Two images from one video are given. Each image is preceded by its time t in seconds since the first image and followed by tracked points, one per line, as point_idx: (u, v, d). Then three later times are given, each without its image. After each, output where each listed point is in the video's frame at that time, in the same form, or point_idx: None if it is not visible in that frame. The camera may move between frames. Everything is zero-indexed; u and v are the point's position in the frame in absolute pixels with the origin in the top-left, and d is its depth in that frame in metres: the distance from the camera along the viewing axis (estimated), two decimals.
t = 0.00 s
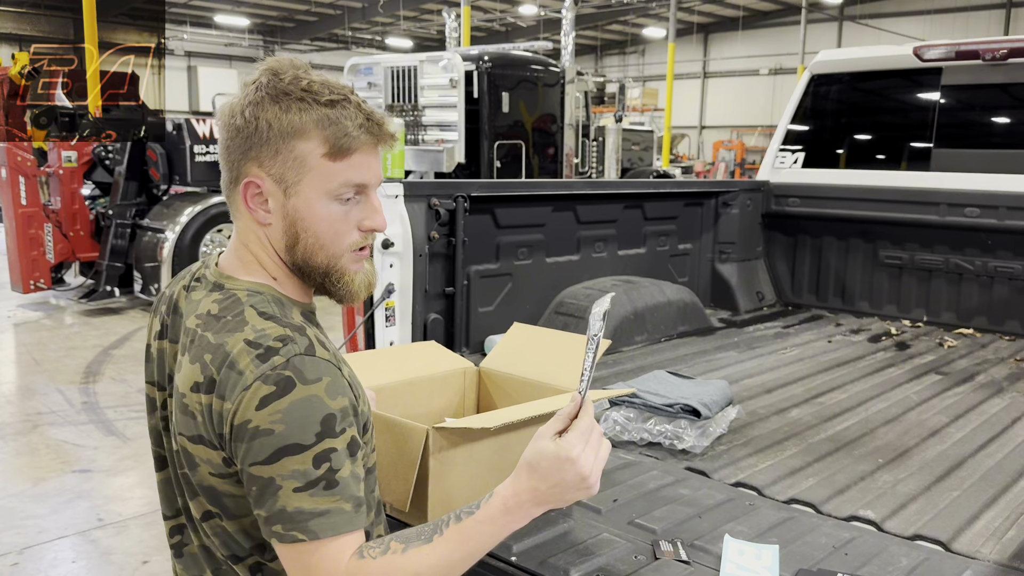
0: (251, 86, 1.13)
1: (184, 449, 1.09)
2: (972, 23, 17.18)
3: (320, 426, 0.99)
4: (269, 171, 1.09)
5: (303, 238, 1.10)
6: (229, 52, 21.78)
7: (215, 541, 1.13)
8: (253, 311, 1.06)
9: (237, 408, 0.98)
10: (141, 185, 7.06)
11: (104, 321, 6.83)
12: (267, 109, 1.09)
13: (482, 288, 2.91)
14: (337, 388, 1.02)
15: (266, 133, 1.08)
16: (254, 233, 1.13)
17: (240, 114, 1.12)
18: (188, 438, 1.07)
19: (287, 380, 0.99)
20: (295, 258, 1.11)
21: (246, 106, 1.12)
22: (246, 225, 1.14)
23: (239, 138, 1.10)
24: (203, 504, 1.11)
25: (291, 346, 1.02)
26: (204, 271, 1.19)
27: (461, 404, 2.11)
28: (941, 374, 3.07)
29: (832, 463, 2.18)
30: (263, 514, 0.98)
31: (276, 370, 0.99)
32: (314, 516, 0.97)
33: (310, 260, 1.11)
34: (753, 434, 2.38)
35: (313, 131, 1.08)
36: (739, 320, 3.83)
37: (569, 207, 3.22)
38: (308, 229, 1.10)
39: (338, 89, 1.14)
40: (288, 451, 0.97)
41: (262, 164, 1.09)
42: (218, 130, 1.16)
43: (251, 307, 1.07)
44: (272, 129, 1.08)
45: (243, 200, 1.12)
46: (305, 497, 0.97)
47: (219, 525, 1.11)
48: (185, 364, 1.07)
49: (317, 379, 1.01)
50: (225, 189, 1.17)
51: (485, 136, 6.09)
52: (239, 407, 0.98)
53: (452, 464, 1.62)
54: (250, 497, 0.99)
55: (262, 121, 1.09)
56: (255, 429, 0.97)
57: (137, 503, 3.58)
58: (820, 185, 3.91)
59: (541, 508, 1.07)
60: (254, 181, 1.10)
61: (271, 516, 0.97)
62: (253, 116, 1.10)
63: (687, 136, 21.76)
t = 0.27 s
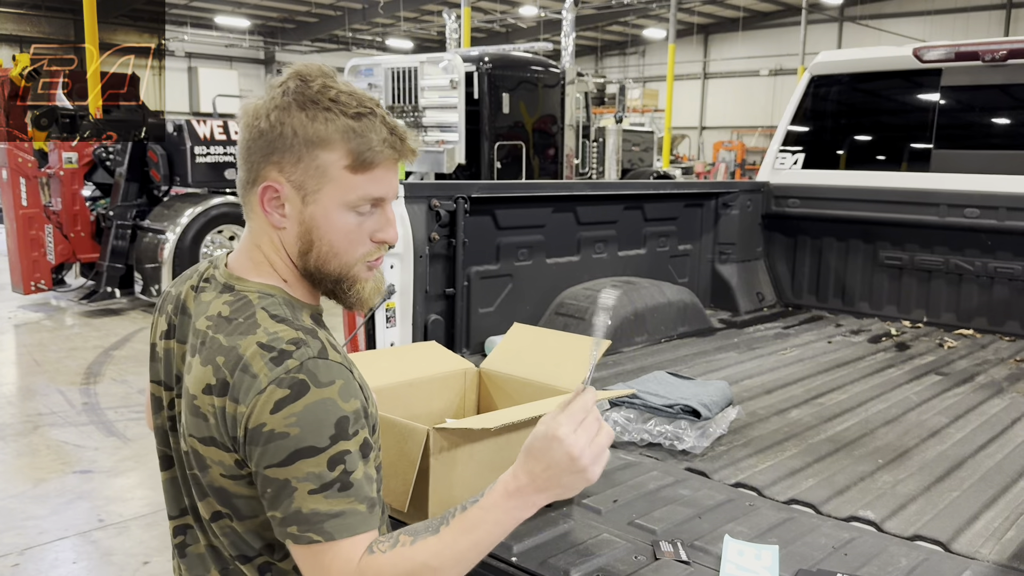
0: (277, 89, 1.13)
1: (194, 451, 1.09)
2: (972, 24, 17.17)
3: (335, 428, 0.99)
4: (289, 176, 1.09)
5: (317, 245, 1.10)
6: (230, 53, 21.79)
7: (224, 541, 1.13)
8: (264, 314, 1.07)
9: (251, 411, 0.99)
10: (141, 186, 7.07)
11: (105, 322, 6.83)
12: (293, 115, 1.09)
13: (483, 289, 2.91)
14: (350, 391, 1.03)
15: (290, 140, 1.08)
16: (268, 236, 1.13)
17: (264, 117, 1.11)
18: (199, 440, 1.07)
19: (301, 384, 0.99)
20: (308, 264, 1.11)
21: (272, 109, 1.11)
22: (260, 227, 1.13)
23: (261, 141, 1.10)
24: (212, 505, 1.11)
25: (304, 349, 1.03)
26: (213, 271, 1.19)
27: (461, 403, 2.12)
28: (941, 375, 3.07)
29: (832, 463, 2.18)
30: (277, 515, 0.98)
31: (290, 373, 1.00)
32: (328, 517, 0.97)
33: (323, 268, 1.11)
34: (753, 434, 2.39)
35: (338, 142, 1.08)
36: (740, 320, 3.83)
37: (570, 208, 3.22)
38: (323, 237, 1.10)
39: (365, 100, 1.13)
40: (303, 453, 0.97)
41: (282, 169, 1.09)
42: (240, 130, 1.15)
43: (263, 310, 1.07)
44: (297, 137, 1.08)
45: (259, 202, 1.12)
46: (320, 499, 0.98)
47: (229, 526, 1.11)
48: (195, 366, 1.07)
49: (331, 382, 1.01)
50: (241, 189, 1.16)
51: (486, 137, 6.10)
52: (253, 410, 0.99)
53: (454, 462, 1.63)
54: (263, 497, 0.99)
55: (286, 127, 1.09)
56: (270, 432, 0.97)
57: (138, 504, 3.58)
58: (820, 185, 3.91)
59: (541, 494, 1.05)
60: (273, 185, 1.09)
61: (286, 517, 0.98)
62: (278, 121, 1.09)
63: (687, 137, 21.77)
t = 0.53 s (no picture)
0: (321, 94, 1.12)
1: (208, 453, 1.09)
2: (974, 24, 17.15)
3: (351, 431, 1.00)
4: (332, 181, 1.08)
5: (350, 250, 1.11)
6: (232, 54, 21.80)
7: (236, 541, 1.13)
8: (281, 317, 1.07)
9: (268, 414, 0.99)
10: (144, 188, 7.06)
11: (107, 323, 6.84)
12: (341, 123, 1.09)
13: (485, 289, 2.91)
14: (367, 395, 1.03)
15: (338, 147, 1.08)
16: (296, 238, 1.12)
17: (309, 119, 1.10)
18: (212, 441, 1.07)
19: (318, 387, 1.00)
20: (336, 269, 1.12)
21: (317, 113, 1.10)
22: (288, 228, 1.12)
23: (306, 143, 1.09)
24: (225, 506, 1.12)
25: (322, 352, 1.03)
26: (225, 272, 1.19)
27: (464, 403, 2.12)
28: (943, 376, 3.07)
29: (834, 463, 2.19)
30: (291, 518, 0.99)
31: (307, 377, 1.00)
32: (343, 520, 0.98)
33: (353, 275, 1.12)
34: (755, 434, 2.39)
35: (386, 155, 1.09)
36: (741, 321, 3.83)
37: (572, 209, 3.22)
38: (357, 245, 1.11)
39: (404, 113, 1.16)
40: (320, 457, 0.98)
41: (325, 174, 1.08)
42: (274, 128, 1.13)
43: (278, 312, 1.08)
44: (346, 144, 1.08)
45: (294, 204, 1.11)
46: (336, 502, 0.98)
47: (242, 527, 1.11)
48: (210, 367, 1.07)
49: (347, 386, 1.01)
50: (266, 187, 1.14)
51: (487, 138, 6.09)
52: (271, 412, 0.99)
53: (458, 462, 1.63)
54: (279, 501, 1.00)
55: (335, 133, 1.08)
56: (287, 435, 0.98)
57: (140, 505, 3.58)
58: (822, 186, 3.92)
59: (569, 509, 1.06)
60: (314, 188, 1.09)
61: (301, 520, 0.98)
62: (324, 126, 1.09)
63: (689, 137, 21.76)
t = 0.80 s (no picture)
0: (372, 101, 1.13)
1: (233, 456, 1.07)
2: (978, 24, 17.12)
3: (389, 432, 1.01)
4: (395, 193, 1.12)
5: (396, 255, 1.17)
6: (235, 56, 21.85)
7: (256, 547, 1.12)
8: (314, 318, 1.07)
9: (309, 415, 0.99)
10: (147, 189, 7.09)
11: (111, 324, 6.85)
12: (404, 136, 1.12)
13: (488, 290, 2.91)
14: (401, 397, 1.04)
15: (408, 161, 1.11)
16: (349, 246, 1.13)
17: (371, 130, 1.10)
18: (237, 444, 1.05)
19: (359, 388, 1.00)
20: (377, 270, 1.18)
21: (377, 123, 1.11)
22: (342, 235, 1.13)
23: (376, 156, 1.09)
24: (250, 511, 1.10)
25: (360, 354, 1.03)
26: (240, 276, 1.17)
27: (466, 405, 2.12)
28: (947, 376, 3.07)
29: (838, 464, 2.19)
30: (327, 519, 0.99)
31: (348, 378, 1.00)
32: (382, 520, 0.98)
33: (390, 274, 1.20)
34: (759, 435, 2.39)
35: (435, 165, 1.17)
36: (745, 322, 3.83)
37: (575, 210, 3.23)
38: (401, 249, 1.18)
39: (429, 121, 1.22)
40: (361, 458, 0.98)
41: (389, 186, 1.11)
42: (322, 132, 1.10)
43: (309, 314, 1.07)
44: (412, 157, 1.12)
45: (354, 213, 1.12)
46: (375, 502, 0.99)
47: (265, 532, 1.10)
48: (237, 369, 1.06)
49: (385, 386, 1.02)
50: (311, 194, 1.11)
51: (490, 138, 6.10)
52: (312, 413, 0.99)
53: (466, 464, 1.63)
54: (317, 503, 0.99)
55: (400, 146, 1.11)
56: (329, 436, 0.98)
57: (143, 506, 3.59)
58: (825, 186, 3.92)
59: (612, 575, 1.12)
60: (378, 200, 1.11)
61: (341, 522, 0.98)
62: (392, 139, 1.11)
63: (692, 138, 21.76)
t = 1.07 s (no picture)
0: (387, 112, 1.19)
1: (249, 448, 1.07)
2: (983, 24, 17.08)
3: (406, 416, 1.03)
4: (412, 195, 1.17)
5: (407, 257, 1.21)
6: (240, 57, 21.90)
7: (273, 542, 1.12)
8: (331, 307, 1.09)
9: (330, 396, 1.00)
10: (152, 189, 7.10)
11: (116, 325, 6.87)
12: (420, 143, 1.19)
13: (493, 291, 2.92)
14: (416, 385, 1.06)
15: (425, 167, 1.18)
16: (368, 246, 1.16)
17: (393, 136, 1.16)
18: (253, 434, 1.05)
19: (378, 371, 1.02)
20: (389, 273, 1.22)
21: (396, 130, 1.17)
22: (361, 236, 1.16)
23: (399, 159, 1.14)
24: (270, 504, 1.10)
25: (378, 339, 1.06)
26: (252, 274, 1.19)
27: (471, 405, 2.13)
28: (951, 378, 3.07)
29: (842, 465, 2.19)
30: (339, 503, 0.99)
31: (367, 361, 1.02)
32: (396, 503, 0.99)
33: (398, 278, 1.24)
34: (763, 436, 2.39)
35: (441, 174, 1.24)
36: (749, 323, 3.83)
37: (579, 211, 3.23)
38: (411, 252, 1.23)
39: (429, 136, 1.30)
40: (378, 439, 0.99)
41: (407, 187, 1.16)
42: (343, 137, 1.15)
43: (326, 304, 1.09)
44: (428, 163, 1.19)
45: (375, 214, 1.15)
46: (390, 485, 1.00)
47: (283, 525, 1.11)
48: (253, 358, 1.07)
49: (403, 371, 1.04)
50: (334, 194, 1.14)
51: (494, 139, 6.10)
52: (332, 395, 1.00)
53: (468, 464, 1.63)
54: (330, 486, 1.00)
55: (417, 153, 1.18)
56: (348, 418, 0.99)
57: (148, 505, 3.60)
58: (830, 187, 3.92)
59: None
60: (398, 201, 1.15)
61: (357, 504, 0.98)
62: (411, 145, 1.17)
63: (696, 139, 21.75)
